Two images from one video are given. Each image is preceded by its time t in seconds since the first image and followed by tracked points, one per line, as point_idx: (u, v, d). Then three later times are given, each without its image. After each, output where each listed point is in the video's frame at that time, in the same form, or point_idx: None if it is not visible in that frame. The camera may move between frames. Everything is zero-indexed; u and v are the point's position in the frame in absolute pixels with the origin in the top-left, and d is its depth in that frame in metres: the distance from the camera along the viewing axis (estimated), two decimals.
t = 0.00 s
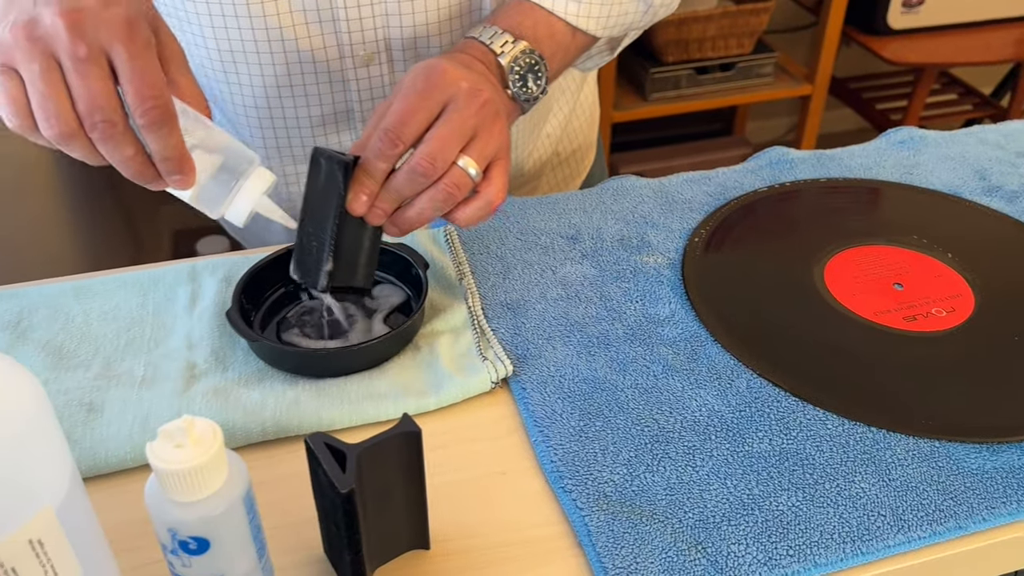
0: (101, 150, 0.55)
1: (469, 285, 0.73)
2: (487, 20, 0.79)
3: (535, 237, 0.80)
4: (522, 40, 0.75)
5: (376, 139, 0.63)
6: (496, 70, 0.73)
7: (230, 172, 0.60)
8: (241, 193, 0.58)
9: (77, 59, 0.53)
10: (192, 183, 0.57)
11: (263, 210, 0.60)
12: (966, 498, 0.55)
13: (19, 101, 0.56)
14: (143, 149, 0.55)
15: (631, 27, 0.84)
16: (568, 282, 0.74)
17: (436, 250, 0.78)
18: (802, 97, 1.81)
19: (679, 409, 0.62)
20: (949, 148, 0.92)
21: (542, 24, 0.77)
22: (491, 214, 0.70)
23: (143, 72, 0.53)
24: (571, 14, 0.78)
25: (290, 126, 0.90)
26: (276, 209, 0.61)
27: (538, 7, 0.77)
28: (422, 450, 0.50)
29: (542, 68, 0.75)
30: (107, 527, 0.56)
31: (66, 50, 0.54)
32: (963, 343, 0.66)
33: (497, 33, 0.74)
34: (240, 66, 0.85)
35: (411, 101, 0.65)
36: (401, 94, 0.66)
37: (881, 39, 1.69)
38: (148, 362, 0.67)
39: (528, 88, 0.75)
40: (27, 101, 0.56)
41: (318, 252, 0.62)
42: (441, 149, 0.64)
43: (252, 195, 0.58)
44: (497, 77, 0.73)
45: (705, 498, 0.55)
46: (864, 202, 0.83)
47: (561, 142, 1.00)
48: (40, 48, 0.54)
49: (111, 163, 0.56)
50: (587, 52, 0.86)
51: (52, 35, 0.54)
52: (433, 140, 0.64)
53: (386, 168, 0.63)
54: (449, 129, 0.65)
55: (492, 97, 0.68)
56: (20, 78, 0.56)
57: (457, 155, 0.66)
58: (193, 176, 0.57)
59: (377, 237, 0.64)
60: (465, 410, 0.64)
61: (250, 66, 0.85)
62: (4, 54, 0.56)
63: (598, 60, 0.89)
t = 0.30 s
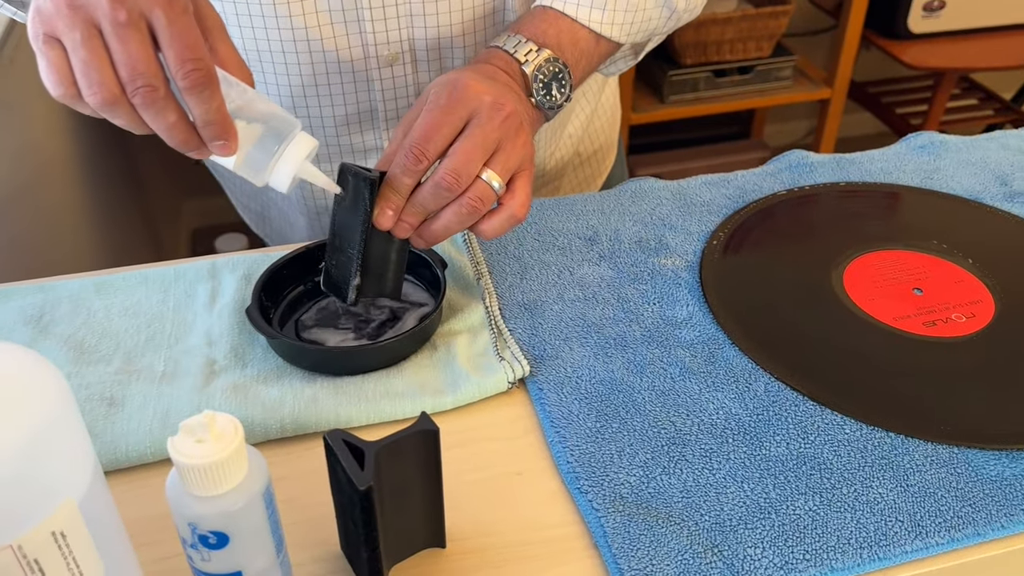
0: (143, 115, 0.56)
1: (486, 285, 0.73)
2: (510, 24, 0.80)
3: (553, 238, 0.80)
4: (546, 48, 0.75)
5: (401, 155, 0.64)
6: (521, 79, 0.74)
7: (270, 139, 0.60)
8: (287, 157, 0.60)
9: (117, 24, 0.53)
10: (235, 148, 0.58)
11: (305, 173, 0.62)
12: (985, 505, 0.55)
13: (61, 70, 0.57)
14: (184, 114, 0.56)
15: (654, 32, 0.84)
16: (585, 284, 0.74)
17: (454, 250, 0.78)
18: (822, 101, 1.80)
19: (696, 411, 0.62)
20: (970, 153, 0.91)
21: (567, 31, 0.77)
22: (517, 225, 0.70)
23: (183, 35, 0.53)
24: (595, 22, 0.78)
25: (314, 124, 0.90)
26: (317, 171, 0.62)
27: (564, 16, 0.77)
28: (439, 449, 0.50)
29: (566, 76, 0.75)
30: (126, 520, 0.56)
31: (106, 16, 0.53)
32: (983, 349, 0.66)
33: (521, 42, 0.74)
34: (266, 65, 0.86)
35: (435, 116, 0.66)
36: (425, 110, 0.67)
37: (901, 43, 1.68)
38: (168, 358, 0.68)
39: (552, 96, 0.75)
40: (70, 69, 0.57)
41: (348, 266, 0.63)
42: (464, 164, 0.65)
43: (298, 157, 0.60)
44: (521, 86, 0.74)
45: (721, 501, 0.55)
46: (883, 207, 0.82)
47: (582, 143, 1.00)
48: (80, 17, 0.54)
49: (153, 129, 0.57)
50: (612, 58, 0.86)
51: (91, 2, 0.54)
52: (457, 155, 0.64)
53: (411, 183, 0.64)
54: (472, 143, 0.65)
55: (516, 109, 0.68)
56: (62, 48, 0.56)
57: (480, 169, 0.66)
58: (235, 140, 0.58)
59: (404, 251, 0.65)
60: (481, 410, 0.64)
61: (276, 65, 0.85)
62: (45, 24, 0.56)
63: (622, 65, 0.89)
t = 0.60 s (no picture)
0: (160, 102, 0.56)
1: (496, 287, 0.74)
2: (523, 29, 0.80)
3: (563, 241, 0.81)
4: (557, 55, 0.76)
5: (409, 164, 0.65)
6: (531, 86, 0.74)
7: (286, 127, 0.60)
8: (301, 145, 0.59)
9: (134, 12, 0.54)
10: (249, 135, 0.58)
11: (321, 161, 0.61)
12: (995, 512, 0.54)
13: (80, 60, 0.58)
14: (200, 101, 0.56)
15: (664, 39, 0.84)
16: (595, 287, 0.75)
17: (465, 252, 0.79)
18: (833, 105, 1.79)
19: (705, 416, 0.62)
20: (982, 159, 0.91)
21: (577, 36, 0.78)
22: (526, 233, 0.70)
23: (198, 23, 0.54)
24: (606, 28, 0.78)
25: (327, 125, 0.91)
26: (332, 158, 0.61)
27: (575, 23, 0.78)
28: (449, 451, 0.51)
29: (576, 82, 0.76)
30: (139, 518, 0.57)
31: (123, 5, 0.54)
32: (994, 355, 0.65)
33: (531, 48, 0.75)
34: (280, 65, 0.86)
35: (443, 124, 0.66)
36: (434, 118, 0.67)
37: (914, 48, 1.67)
38: (180, 358, 0.68)
39: (562, 102, 0.76)
40: (88, 59, 0.58)
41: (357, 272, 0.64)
42: (472, 173, 0.65)
43: (314, 145, 0.59)
44: (531, 93, 0.74)
45: (730, 506, 0.55)
46: (895, 212, 0.82)
47: (594, 146, 1.01)
48: (97, 6, 0.55)
49: (169, 117, 0.57)
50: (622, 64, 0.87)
51: None
52: (465, 163, 0.65)
53: (420, 191, 0.64)
54: (480, 151, 0.66)
55: (524, 116, 0.68)
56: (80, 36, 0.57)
57: (488, 177, 0.66)
58: (250, 128, 0.58)
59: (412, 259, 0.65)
60: (491, 412, 0.64)
61: (290, 66, 0.86)
62: (65, 15, 0.58)
63: (633, 70, 0.90)
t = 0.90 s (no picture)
0: (160, 132, 0.56)
1: (503, 288, 0.74)
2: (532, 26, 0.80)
3: (570, 243, 0.81)
4: (565, 50, 0.75)
5: (421, 150, 0.64)
6: (540, 81, 0.74)
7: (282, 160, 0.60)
8: (296, 179, 0.59)
9: (139, 44, 0.55)
10: (246, 166, 0.58)
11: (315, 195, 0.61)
12: (1002, 516, 0.54)
13: (84, 86, 0.58)
14: (200, 132, 0.56)
15: (674, 36, 0.84)
16: (602, 289, 0.75)
17: (472, 253, 0.79)
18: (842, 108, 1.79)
19: (712, 418, 0.62)
20: (992, 162, 0.91)
21: (587, 32, 0.78)
22: (532, 225, 0.70)
23: (201, 58, 0.55)
24: (615, 24, 0.78)
25: (337, 126, 0.92)
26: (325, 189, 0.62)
27: (585, 18, 0.78)
28: (455, 451, 0.51)
29: (585, 78, 0.76)
30: (146, 517, 0.57)
31: (129, 36, 0.55)
32: (1003, 359, 0.65)
33: (540, 43, 0.75)
34: (290, 66, 0.87)
35: (456, 112, 0.66)
36: (446, 105, 0.67)
37: (923, 51, 1.66)
38: (188, 357, 0.68)
39: (569, 98, 0.75)
40: (92, 86, 0.58)
41: (362, 260, 0.63)
42: (483, 161, 0.65)
43: (308, 180, 0.59)
44: (540, 88, 0.74)
45: (737, 508, 0.55)
46: (904, 215, 0.82)
47: (603, 148, 1.01)
48: (103, 35, 0.56)
49: (168, 147, 0.57)
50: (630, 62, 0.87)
51: (115, 21, 0.56)
52: (476, 151, 0.64)
53: (430, 178, 0.64)
54: (491, 141, 0.65)
55: (537, 108, 0.68)
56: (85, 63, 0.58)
57: (499, 166, 0.66)
58: (247, 160, 0.57)
59: (417, 245, 0.65)
60: (497, 412, 0.64)
61: (299, 67, 0.86)
62: (70, 41, 0.58)
63: (640, 69, 0.90)
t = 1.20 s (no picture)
0: (161, 167, 0.56)
1: (511, 289, 0.74)
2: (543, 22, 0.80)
3: (578, 244, 0.81)
4: (578, 42, 0.76)
5: (436, 137, 0.64)
6: (552, 72, 0.74)
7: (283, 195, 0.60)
8: (295, 214, 0.59)
9: (143, 80, 0.55)
10: (247, 202, 0.58)
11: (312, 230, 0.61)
12: (1012, 520, 0.54)
13: (86, 120, 0.58)
14: (201, 167, 0.57)
15: (685, 30, 0.84)
16: (610, 290, 0.75)
17: (480, 254, 0.79)
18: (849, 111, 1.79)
19: (720, 420, 0.62)
20: (1001, 166, 0.90)
21: (599, 25, 0.78)
22: (544, 217, 0.72)
23: (205, 95, 0.55)
24: (627, 16, 0.78)
25: (349, 129, 0.92)
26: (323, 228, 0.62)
27: (598, 11, 0.78)
28: (463, 451, 0.51)
29: (597, 70, 0.76)
30: (154, 516, 0.57)
31: (134, 72, 0.56)
32: (1013, 362, 0.65)
33: (553, 35, 0.75)
34: (301, 70, 0.87)
35: (471, 101, 0.66)
36: (462, 93, 0.67)
37: (931, 54, 1.66)
38: (197, 357, 0.68)
39: (582, 91, 0.75)
40: (93, 119, 0.58)
41: (374, 248, 0.63)
42: (498, 152, 0.65)
43: (307, 217, 0.59)
44: (553, 80, 0.74)
45: (745, 510, 0.55)
46: (912, 218, 0.82)
47: (613, 149, 1.01)
48: (108, 69, 0.57)
49: (169, 180, 0.57)
50: (642, 56, 0.87)
51: (121, 56, 0.57)
52: (491, 142, 0.65)
53: (444, 167, 0.64)
54: (506, 132, 0.66)
55: (553, 100, 0.69)
56: (88, 95, 0.58)
57: (514, 157, 0.67)
58: (247, 195, 0.57)
59: (428, 235, 0.66)
60: (505, 414, 0.64)
61: (310, 69, 0.86)
62: (74, 73, 0.58)
63: (652, 65, 0.90)
